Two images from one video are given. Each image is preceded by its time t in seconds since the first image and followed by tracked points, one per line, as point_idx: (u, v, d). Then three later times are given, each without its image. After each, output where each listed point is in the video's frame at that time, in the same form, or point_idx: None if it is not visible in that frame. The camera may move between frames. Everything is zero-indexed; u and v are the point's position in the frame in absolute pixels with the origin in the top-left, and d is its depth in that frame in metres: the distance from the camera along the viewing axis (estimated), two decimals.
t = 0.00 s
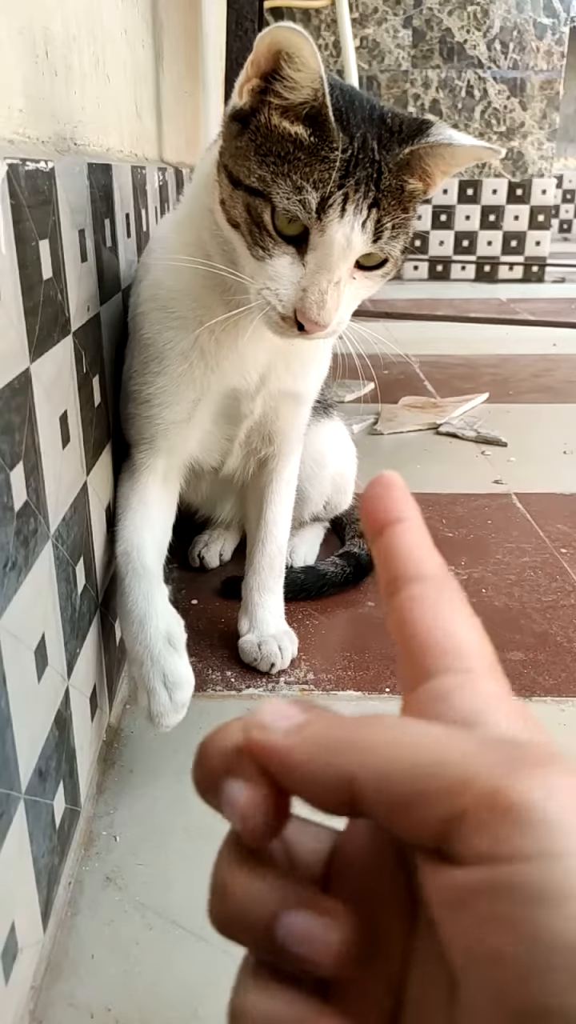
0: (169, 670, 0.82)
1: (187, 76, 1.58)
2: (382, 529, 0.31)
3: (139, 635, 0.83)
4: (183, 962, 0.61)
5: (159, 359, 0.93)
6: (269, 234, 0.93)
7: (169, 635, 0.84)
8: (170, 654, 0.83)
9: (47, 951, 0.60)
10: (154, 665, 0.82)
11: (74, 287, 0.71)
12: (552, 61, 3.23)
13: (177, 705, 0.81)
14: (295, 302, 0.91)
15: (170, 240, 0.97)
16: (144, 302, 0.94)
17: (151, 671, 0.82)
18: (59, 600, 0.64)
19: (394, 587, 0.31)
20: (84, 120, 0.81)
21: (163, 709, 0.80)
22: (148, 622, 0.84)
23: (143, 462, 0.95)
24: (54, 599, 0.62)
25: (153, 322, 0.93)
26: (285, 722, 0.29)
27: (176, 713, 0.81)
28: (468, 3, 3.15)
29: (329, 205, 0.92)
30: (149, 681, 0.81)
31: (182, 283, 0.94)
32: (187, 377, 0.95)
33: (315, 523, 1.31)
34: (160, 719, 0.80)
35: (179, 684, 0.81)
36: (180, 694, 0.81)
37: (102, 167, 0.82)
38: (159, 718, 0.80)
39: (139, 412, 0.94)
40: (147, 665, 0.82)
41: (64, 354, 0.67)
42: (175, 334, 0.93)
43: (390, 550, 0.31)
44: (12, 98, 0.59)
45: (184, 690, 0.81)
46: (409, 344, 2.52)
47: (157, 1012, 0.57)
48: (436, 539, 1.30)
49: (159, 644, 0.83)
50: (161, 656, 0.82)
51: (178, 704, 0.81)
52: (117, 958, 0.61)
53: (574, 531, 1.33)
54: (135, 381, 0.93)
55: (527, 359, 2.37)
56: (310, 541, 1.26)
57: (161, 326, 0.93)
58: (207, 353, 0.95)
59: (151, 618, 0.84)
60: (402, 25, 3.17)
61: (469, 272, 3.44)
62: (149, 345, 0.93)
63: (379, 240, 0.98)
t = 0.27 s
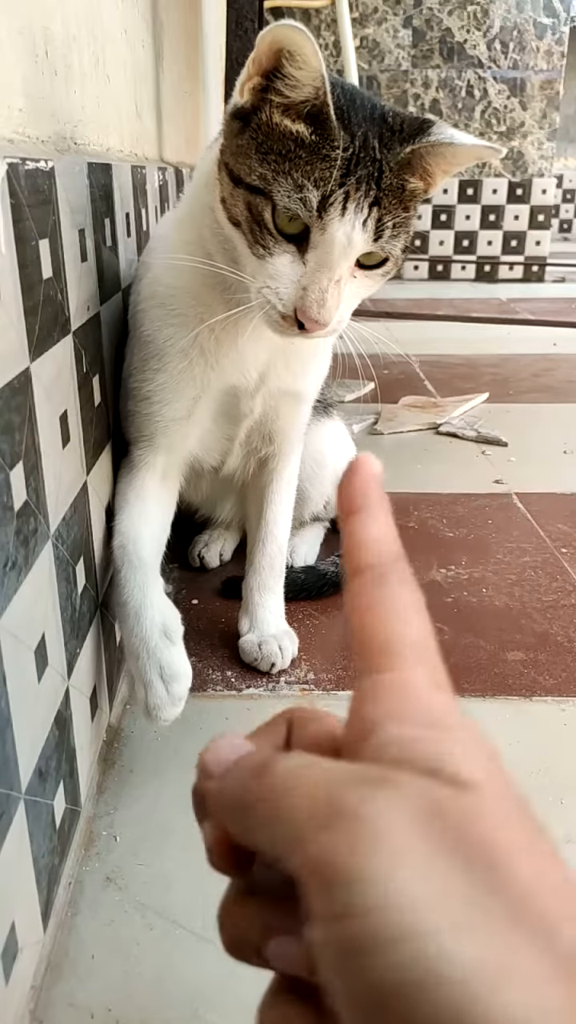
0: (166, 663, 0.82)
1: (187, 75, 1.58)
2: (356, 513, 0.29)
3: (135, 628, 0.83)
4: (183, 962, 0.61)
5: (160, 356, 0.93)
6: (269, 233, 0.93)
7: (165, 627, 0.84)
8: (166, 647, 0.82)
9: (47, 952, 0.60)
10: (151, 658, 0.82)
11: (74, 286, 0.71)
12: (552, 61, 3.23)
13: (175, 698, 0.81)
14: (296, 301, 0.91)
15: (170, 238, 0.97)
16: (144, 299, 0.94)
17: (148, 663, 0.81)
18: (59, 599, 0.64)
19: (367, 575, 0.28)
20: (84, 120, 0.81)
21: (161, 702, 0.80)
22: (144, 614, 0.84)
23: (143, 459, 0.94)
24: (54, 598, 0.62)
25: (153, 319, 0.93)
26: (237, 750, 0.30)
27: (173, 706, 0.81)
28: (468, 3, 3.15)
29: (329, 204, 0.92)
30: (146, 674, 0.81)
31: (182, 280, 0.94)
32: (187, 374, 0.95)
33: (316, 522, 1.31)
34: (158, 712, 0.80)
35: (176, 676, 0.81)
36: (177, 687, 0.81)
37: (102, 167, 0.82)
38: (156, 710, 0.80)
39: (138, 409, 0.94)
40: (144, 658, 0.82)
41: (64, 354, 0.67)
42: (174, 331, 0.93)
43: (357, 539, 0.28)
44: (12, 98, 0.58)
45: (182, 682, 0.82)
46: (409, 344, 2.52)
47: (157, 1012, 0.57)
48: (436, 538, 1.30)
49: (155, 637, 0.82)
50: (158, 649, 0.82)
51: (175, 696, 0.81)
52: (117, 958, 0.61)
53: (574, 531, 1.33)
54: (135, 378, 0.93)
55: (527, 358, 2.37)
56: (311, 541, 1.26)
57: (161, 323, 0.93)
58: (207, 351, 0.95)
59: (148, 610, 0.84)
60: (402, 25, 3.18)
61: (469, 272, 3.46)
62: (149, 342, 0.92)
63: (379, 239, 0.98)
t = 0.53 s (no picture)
0: (163, 660, 0.82)
1: (188, 73, 1.58)
2: (280, 513, 0.27)
3: (132, 626, 0.83)
4: (184, 962, 0.60)
5: (161, 352, 0.92)
6: (271, 229, 0.93)
7: (162, 624, 0.84)
8: (163, 644, 0.83)
9: (47, 950, 0.59)
10: (148, 656, 0.82)
11: (75, 284, 0.71)
12: (553, 58, 3.22)
13: (171, 697, 0.81)
14: (297, 298, 0.91)
15: (172, 234, 0.97)
16: (145, 295, 0.94)
17: (144, 661, 0.82)
18: (60, 598, 0.64)
19: (301, 582, 0.26)
20: (85, 117, 0.81)
21: (157, 700, 0.81)
22: (142, 612, 0.84)
23: (143, 457, 0.94)
24: (54, 596, 0.62)
25: (154, 315, 0.93)
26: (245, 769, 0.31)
27: (170, 705, 0.81)
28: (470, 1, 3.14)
29: (332, 200, 0.91)
30: (143, 672, 0.81)
31: (183, 276, 0.94)
32: (189, 371, 0.95)
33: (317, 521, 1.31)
34: (155, 710, 0.80)
35: (173, 674, 0.82)
36: (174, 686, 0.81)
37: (103, 164, 0.82)
38: (153, 709, 0.80)
39: (139, 406, 0.93)
40: (141, 656, 0.82)
41: (64, 351, 0.67)
42: (175, 328, 0.93)
43: (284, 543, 0.26)
44: (12, 95, 0.58)
45: (179, 680, 0.82)
46: (410, 342, 2.52)
47: (158, 1011, 0.57)
48: (437, 537, 1.30)
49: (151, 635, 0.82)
50: (154, 646, 0.82)
51: (172, 695, 0.81)
52: (118, 957, 0.61)
53: None
54: (136, 375, 0.93)
55: (528, 357, 2.37)
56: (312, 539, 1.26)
57: (162, 320, 0.93)
58: (208, 347, 0.95)
59: (146, 608, 0.84)
60: (403, 23, 3.17)
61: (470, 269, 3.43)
62: (151, 339, 0.92)
63: (381, 236, 0.98)
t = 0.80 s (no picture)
0: (164, 663, 0.81)
1: (189, 72, 1.58)
2: (224, 520, 0.28)
3: (132, 629, 0.82)
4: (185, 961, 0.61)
5: (163, 352, 0.92)
6: (273, 228, 0.93)
7: (163, 627, 0.83)
8: (165, 647, 0.82)
9: (48, 949, 0.59)
10: (148, 659, 0.81)
11: (75, 284, 0.71)
12: (554, 58, 3.22)
13: (171, 700, 0.81)
14: (298, 296, 0.91)
15: (173, 232, 0.97)
16: (147, 294, 0.93)
17: (145, 664, 0.81)
18: (60, 597, 0.64)
19: (244, 597, 0.28)
20: (85, 116, 0.81)
21: (157, 704, 0.80)
22: (142, 614, 0.83)
23: (144, 457, 0.94)
24: (54, 595, 0.62)
25: (155, 315, 0.92)
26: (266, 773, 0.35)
27: (170, 709, 0.81)
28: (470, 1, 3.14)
29: (334, 199, 0.91)
30: (143, 675, 0.81)
31: (185, 275, 0.93)
32: (190, 370, 0.94)
33: (317, 520, 1.31)
34: (154, 714, 0.80)
35: (174, 678, 0.81)
36: (174, 689, 0.81)
37: (104, 164, 0.82)
38: (152, 712, 0.80)
39: (141, 406, 0.93)
40: (141, 659, 0.81)
41: (65, 351, 0.67)
42: (177, 327, 0.92)
43: (227, 556, 0.28)
44: (12, 94, 0.58)
45: (179, 684, 0.82)
46: (411, 342, 2.52)
47: (159, 1010, 0.57)
48: (438, 537, 1.30)
49: (153, 637, 0.82)
50: (155, 649, 0.81)
51: (171, 698, 0.81)
52: (119, 957, 0.61)
53: None
54: (138, 375, 0.92)
55: (529, 356, 2.37)
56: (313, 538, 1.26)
57: (163, 319, 0.92)
58: (210, 347, 0.94)
59: (146, 610, 0.83)
60: (404, 22, 3.17)
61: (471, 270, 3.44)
62: (152, 338, 0.92)
63: (383, 235, 0.98)
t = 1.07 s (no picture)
0: (166, 668, 0.82)
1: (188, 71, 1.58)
2: (184, 535, 0.30)
3: (136, 632, 0.82)
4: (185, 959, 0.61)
5: (164, 352, 0.92)
6: (274, 226, 0.93)
7: (168, 632, 0.84)
8: (168, 651, 0.82)
9: (48, 948, 0.59)
10: (151, 662, 0.82)
11: (75, 283, 0.71)
12: (554, 58, 3.22)
13: (173, 705, 0.81)
14: (299, 295, 0.91)
15: (174, 232, 0.97)
16: (147, 294, 0.93)
17: (147, 667, 0.81)
18: (60, 596, 0.64)
19: (207, 607, 0.31)
20: (85, 115, 0.80)
21: (160, 708, 0.80)
22: (146, 618, 0.83)
23: (145, 456, 0.92)
24: (54, 594, 0.62)
25: (156, 314, 0.92)
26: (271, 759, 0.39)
27: (171, 713, 0.80)
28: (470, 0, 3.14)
29: (335, 198, 0.91)
30: (146, 677, 0.81)
31: (186, 275, 0.93)
32: (191, 370, 0.94)
33: (317, 520, 1.31)
34: (158, 717, 0.80)
35: (176, 683, 0.81)
36: (177, 693, 0.81)
37: (103, 163, 0.82)
38: (155, 715, 0.80)
39: (141, 406, 0.92)
40: (144, 662, 0.82)
41: (64, 350, 0.67)
42: (178, 327, 0.92)
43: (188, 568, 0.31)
44: (11, 92, 0.58)
45: (181, 690, 0.81)
46: (411, 342, 2.51)
47: (159, 1009, 0.57)
48: (437, 536, 1.30)
49: (156, 641, 0.82)
50: (159, 653, 0.82)
51: (175, 702, 0.81)
52: (119, 956, 0.61)
53: None
54: (138, 374, 0.92)
55: (529, 355, 2.37)
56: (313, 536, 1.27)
57: (164, 319, 0.92)
58: (210, 346, 0.94)
59: (151, 614, 0.84)
60: (403, 22, 3.17)
61: (470, 268, 3.45)
62: (153, 338, 0.91)
63: (384, 234, 0.98)
